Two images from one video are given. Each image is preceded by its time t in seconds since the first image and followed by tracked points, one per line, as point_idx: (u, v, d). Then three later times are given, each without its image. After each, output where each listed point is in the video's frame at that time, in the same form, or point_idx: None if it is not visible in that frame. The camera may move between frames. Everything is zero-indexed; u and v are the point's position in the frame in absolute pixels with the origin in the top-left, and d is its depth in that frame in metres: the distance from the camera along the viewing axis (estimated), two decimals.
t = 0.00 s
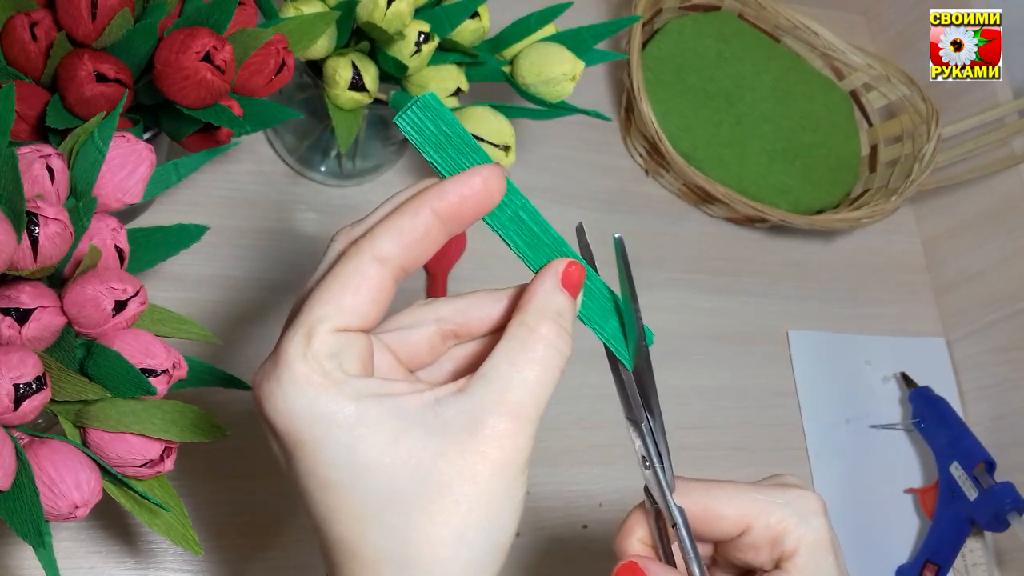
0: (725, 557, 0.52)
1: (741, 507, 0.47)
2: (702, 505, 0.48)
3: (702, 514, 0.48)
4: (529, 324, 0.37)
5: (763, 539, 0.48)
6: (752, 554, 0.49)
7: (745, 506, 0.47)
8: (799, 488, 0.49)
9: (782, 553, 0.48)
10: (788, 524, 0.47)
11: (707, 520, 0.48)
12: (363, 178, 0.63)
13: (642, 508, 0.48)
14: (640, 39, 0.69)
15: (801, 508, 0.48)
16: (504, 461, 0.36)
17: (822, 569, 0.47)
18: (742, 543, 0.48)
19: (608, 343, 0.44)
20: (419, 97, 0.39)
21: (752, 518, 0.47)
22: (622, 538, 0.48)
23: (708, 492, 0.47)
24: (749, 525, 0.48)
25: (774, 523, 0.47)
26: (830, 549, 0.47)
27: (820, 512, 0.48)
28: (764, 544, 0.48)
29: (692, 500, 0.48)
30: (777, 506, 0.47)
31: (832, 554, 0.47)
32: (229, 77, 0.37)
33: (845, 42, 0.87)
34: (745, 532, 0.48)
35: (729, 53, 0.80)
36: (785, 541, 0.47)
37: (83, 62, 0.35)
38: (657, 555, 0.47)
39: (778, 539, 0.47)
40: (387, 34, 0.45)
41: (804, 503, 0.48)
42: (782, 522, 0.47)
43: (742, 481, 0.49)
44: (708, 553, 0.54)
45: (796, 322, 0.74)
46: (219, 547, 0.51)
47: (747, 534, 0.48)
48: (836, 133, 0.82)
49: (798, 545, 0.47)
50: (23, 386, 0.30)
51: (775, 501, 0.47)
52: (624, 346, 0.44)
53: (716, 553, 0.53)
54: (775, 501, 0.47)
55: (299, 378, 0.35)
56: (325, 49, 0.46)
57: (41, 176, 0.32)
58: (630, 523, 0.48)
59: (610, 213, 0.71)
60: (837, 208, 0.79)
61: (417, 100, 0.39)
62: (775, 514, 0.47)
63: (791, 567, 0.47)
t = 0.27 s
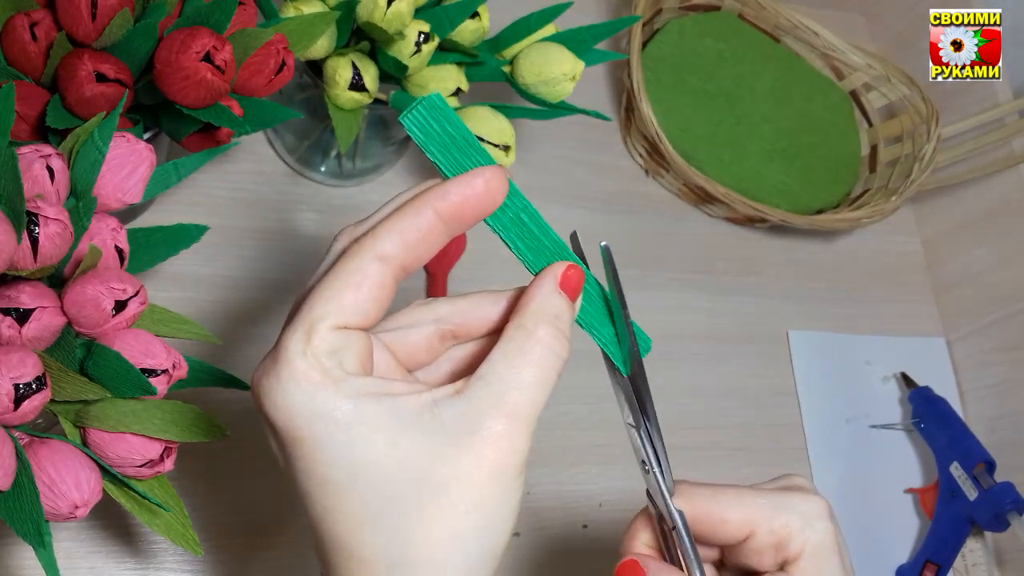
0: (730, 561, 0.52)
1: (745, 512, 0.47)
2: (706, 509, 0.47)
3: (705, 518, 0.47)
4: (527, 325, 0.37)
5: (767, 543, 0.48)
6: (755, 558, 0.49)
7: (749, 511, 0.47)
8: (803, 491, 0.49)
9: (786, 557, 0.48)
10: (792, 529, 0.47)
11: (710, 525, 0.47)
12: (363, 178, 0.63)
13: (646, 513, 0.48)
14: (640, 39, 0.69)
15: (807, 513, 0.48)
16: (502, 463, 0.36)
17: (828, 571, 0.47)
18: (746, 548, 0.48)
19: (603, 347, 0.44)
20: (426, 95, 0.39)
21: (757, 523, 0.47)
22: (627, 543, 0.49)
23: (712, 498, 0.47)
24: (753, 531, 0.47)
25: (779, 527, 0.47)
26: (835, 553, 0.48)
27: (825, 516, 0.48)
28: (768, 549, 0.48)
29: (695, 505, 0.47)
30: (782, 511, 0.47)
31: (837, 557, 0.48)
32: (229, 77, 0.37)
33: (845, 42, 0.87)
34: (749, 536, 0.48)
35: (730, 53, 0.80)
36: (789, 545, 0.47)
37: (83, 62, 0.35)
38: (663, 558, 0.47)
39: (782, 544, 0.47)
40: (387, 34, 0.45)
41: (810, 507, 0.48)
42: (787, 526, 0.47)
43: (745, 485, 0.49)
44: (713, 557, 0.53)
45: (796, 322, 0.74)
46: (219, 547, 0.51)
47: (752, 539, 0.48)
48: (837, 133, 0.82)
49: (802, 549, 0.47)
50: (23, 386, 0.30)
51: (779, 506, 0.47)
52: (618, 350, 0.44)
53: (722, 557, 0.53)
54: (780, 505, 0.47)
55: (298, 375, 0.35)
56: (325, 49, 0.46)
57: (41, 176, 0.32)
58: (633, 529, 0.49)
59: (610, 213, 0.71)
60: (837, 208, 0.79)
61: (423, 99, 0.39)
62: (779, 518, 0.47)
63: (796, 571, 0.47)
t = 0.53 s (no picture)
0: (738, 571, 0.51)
1: (754, 528, 0.47)
2: (715, 524, 0.47)
3: (714, 532, 0.47)
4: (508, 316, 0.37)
5: (777, 557, 0.48)
6: (765, 572, 0.48)
7: (759, 525, 0.47)
8: (813, 503, 0.49)
9: (796, 568, 0.48)
10: (802, 539, 0.47)
11: (718, 538, 0.47)
12: (363, 178, 0.63)
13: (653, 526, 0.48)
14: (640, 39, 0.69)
15: (815, 522, 0.48)
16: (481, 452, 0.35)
17: None
18: (755, 560, 0.48)
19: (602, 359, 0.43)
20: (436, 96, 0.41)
21: (767, 538, 0.47)
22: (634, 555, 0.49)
23: (720, 513, 0.46)
24: (763, 544, 0.47)
25: (789, 539, 0.47)
26: (845, 563, 0.48)
27: (834, 526, 0.48)
28: (779, 562, 0.48)
29: (704, 523, 0.47)
30: (792, 523, 0.47)
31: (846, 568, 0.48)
32: (229, 77, 0.37)
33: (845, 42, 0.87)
34: (758, 550, 0.48)
35: (730, 53, 0.80)
36: (799, 557, 0.47)
37: (83, 62, 0.35)
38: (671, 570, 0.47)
39: (792, 556, 0.47)
40: (387, 34, 0.45)
41: (818, 517, 0.48)
42: (796, 538, 0.47)
43: (753, 498, 0.48)
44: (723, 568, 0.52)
45: (796, 322, 0.74)
46: (219, 547, 0.51)
47: (762, 553, 0.48)
48: (836, 132, 0.82)
49: (811, 561, 0.47)
50: (23, 386, 0.30)
51: (788, 517, 0.47)
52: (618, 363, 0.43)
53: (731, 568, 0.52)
54: (789, 518, 0.47)
55: (287, 364, 0.35)
56: (325, 49, 0.46)
57: (41, 176, 0.32)
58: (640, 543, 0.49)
59: (610, 213, 0.71)
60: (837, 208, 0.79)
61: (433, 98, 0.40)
62: (790, 531, 0.47)
63: None
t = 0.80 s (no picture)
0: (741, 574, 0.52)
1: (757, 531, 0.47)
2: (718, 529, 0.47)
3: (717, 537, 0.47)
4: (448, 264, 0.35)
5: (780, 560, 0.48)
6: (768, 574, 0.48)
7: (763, 529, 0.47)
8: (815, 505, 0.49)
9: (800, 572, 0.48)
10: (805, 543, 0.47)
11: (722, 543, 0.47)
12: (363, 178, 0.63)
13: (655, 533, 0.48)
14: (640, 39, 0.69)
15: (818, 526, 0.48)
16: (407, 407, 0.32)
17: None
18: (759, 564, 0.48)
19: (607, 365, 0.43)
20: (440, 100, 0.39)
21: (771, 542, 0.47)
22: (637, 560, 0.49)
23: (725, 519, 0.47)
24: (767, 548, 0.47)
25: (793, 543, 0.47)
26: (848, 565, 0.48)
27: (837, 529, 0.48)
28: (783, 565, 0.48)
29: (707, 528, 0.47)
30: (795, 526, 0.47)
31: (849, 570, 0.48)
32: (229, 77, 0.37)
33: (844, 42, 0.87)
34: (762, 555, 0.48)
35: (729, 53, 0.80)
36: (803, 561, 0.47)
37: (83, 62, 0.35)
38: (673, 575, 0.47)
39: (795, 560, 0.48)
40: (387, 35, 0.45)
41: (821, 520, 0.48)
42: (799, 542, 0.47)
43: (756, 502, 0.48)
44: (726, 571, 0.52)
45: (796, 323, 0.74)
46: (218, 548, 0.51)
47: (765, 557, 0.48)
48: (836, 132, 0.82)
49: (815, 565, 0.47)
50: (23, 386, 0.30)
51: (792, 521, 0.47)
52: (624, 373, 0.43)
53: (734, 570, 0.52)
54: (793, 521, 0.47)
55: (220, 311, 0.36)
56: (325, 50, 0.46)
57: (41, 176, 0.32)
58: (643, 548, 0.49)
59: (610, 213, 0.71)
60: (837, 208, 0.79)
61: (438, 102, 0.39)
62: (794, 534, 0.47)
63: None
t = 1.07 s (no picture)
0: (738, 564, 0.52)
1: (753, 518, 0.47)
2: (713, 520, 0.46)
3: (713, 528, 0.46)
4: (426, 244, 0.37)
5: (777, 547, 0.48)
6: (765, 562, 0.48)
7: (758, 516, 0.47)
8: (807, 491, 0.49)
9: (796, 559, 0.48)
10: (800, 530, 0.47)
11: (717, 534, 0.47)
12: (363, 178, 0.63)
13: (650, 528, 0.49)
14: (640, 39, 0.69)
15: (812, 512, 0.48)
16: (383, 377, 0.35)
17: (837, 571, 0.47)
18: (756, 552, 0.48)
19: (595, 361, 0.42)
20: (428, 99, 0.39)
21: (767, 528, 0.47)
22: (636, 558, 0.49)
23: (719, 509, 0.46)
24: (763, 536, 0.47)
25: (788, 529, 0.47)
26: (843, 551, 0.48)
27: (831, 515, 0.48)
28: (779, 552, 0.48)
29: (702, 519, 0.46)
30: (791, 513, 0.47)
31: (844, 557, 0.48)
32: (229, 77, 0.37)
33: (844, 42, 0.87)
34: (759, 542, 0.47)
35: (729, 53, 0.80)
36: (799, 547, 0.47)
37: (82, 63, 0.35)
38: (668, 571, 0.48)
39: (791, 547, 0.47)
40: (387, 35, 0.45)
41: (815, 506, 0.48)
42: (794, 528, 0.47)
43: (751, 491, 0.48)
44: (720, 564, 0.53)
45: (796, 323, 0.74)
46: (218, 548, 0.51)
47: (762, 544, 0.48)
48: (836, 132, 0.82)
49: (811, 552, 0.47)
50: (23, 386, 0.30)
51: (787, 508, 0.47)
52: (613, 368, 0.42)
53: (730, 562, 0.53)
54: (788, 508, 0.47)
55: (236, 286, 0.40)
56: (325, 49, 0.46)
57: (41, 176, 0.32)
58: (640, 544, 0.49)
59: (610, 213, 0.71)
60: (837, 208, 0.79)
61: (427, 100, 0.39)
62: (789, 521, 0.47)
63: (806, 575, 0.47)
